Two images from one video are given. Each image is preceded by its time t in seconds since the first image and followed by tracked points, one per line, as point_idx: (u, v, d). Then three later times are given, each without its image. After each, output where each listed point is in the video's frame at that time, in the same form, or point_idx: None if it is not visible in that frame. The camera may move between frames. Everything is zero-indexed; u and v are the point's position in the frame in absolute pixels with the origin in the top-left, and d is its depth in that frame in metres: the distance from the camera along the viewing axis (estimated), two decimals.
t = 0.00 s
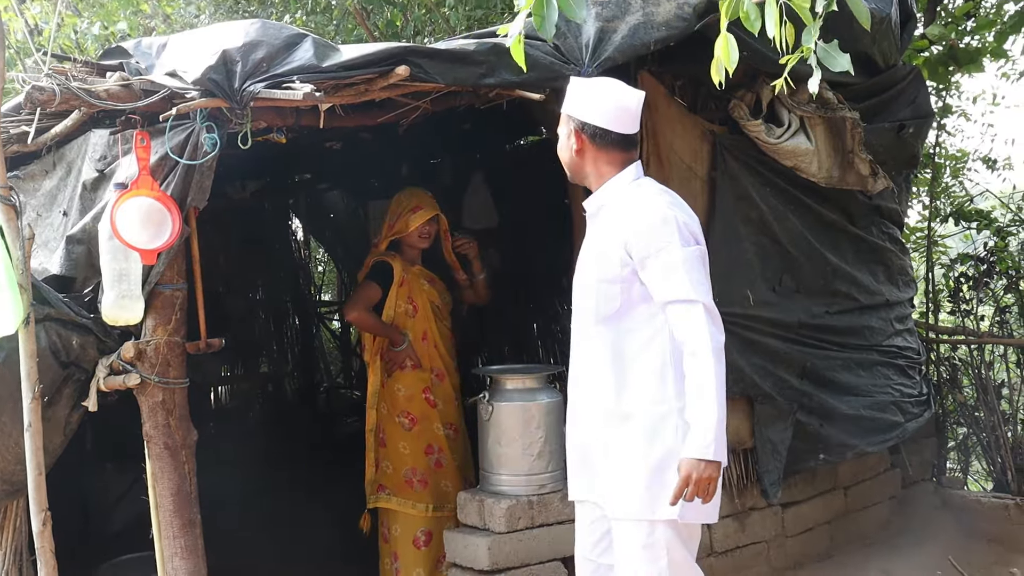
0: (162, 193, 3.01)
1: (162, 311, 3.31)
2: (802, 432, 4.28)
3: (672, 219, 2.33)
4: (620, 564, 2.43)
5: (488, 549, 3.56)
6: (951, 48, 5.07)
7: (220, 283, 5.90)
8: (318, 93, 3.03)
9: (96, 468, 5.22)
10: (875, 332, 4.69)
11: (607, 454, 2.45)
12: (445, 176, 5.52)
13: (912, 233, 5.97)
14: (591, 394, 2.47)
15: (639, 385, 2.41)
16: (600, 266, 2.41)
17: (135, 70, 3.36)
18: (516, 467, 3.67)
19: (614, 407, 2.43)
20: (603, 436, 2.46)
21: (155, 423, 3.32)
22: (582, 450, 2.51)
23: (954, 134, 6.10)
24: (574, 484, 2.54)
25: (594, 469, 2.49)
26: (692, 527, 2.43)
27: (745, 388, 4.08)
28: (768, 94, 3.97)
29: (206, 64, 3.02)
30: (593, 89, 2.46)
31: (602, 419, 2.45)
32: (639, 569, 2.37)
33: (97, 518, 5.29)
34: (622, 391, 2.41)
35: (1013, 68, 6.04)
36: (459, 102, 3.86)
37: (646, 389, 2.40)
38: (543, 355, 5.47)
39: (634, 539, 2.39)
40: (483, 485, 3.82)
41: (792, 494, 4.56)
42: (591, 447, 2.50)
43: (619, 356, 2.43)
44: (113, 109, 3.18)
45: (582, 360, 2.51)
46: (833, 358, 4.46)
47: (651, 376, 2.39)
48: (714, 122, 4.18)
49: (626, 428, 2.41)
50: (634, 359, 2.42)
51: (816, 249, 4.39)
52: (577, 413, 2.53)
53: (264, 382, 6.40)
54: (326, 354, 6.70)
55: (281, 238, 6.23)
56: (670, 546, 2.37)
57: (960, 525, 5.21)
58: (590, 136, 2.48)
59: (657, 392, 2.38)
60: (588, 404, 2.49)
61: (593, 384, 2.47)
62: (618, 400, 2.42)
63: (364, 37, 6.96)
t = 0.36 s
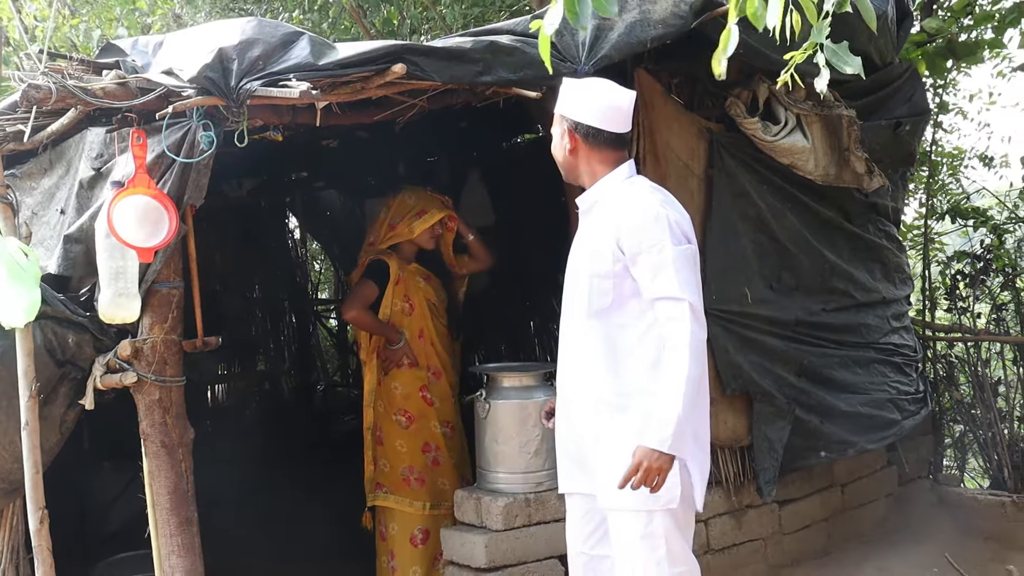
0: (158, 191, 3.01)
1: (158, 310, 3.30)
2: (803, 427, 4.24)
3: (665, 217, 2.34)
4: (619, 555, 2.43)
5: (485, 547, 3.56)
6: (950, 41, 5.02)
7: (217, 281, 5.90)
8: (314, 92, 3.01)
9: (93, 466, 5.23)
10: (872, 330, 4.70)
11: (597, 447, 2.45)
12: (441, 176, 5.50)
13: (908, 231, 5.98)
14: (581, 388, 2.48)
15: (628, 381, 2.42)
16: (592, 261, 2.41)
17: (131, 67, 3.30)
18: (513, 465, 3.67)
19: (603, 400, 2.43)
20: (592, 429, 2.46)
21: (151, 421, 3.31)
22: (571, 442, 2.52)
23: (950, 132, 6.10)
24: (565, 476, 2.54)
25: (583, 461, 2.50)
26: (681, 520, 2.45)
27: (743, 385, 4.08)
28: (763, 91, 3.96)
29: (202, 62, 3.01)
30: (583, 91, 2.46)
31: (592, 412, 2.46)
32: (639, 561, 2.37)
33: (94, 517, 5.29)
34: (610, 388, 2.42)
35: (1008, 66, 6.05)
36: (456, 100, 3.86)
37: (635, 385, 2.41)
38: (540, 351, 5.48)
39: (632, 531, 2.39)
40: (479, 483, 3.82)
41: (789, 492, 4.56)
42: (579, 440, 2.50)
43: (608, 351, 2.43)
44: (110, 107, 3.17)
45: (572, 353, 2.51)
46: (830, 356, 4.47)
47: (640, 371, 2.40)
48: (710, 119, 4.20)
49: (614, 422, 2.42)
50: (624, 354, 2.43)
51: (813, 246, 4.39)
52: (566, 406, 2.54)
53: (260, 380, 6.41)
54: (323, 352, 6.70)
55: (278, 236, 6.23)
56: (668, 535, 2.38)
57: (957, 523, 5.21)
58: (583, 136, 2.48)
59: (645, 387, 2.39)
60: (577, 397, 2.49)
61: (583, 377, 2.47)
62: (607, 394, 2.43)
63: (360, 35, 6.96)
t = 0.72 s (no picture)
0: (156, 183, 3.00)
1: (157, 301, 3.30)
2: (803, 417, 4.25)
3: (654, 209, 2.33)
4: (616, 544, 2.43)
5: (484, 538, 3.55)
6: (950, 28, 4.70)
7: (215, 274, 5.90)
8: (313, 84, 3.02)
9: (92, 459, 5.24)
10: (870, 321, 4.71)
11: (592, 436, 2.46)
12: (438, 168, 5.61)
13: (907, 222, 5.96)
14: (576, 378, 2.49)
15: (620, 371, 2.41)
16: (586, 251, 2.43)
17: (127, 59, 3.25)
18: (512, 457, 3.68)
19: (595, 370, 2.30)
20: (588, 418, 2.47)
21: (150, 413, 3.30)
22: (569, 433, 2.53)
23: (948, 122, 6.09)
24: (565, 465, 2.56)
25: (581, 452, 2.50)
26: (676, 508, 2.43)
27: (742, 375, 4.08)
28: (762, 81, 3.96)
29: (198, 54, 3.00)
30: (588, 77, 2.46)
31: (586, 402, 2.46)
32: (636, 549, 2.37)
33: (93, 510, 5.30)
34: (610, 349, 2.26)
35: (1007, 56, 6.05)
36: (453, 91, 3.86)
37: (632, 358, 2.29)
38: (539, 343, 5.47)
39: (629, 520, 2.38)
40: (478, 475, 3.82)
41: (788, 483, 4.57)
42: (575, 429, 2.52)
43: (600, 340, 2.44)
44: (106, 100, 3.14)
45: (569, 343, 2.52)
46: (829, 346, 4.48)
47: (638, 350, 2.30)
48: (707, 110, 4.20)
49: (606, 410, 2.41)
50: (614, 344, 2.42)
51: (815, 237, 4.41)
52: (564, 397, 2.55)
53: (259, 372, 6.41)
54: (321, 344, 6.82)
55: (275, 229, 6.24)
56: (664, 523, 2.37)
57: (955, 513, 5.22)
58: (601, 122, 2.48)
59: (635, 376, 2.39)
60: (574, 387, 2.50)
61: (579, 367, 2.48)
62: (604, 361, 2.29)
63: (357, 26, 6.95)
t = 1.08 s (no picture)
0: (155, 180, 2.99)
1: (155, 298, 3.30)
2: (805, 412, 4.24)
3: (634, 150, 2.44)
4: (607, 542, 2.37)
5: (482, 535, 3.56)
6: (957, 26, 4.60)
7: (213, 271, 5.89)
8: (311, 81, 3.00)
9: (89, 456, 5.25)
10: (868, 318, 4.71)
11: (580, 414, 2.42)
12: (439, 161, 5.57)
13: (905, 219, 5.95)
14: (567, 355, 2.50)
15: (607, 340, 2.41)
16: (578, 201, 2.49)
17: (126, 57, 3.18)
18: (511, 454, 3.67)
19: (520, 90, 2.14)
20: (577, 394, 2.45)
21: (149, 410, 3.30)
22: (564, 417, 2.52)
23: (947, 120, 6.10)
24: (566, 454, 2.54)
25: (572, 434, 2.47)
26: (665, 499, 2.37)
27: (744, 371, 4.06)
28: (761, 79, 3.95)
29: (197, 51, 2.98)
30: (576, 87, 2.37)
31: (576, 376, 2.45)
32: (627, 545, 2.30)
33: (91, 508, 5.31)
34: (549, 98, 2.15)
35: (1005, 53, 6.05)
36: (452, 88, 3.85)
37: (546, 132, 2.13)
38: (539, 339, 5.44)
39: (619, 517, 2.32)
40: (477, 472, 3.82)
41: (786, 480, 4.58)
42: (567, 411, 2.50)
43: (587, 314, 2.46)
44: (106, 96, 3.17)
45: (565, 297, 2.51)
46: (827, 343, 4.48)
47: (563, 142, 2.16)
48: (707, 106, 4.17)
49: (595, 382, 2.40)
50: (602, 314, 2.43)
51: (815, 232, 4.42)
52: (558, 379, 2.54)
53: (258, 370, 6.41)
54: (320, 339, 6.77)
55: (274, 226, 6.26)
56: (654, 520, 2.30)
57: (953, 510, 5.22)
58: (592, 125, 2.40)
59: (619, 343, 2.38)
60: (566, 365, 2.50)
61: (571, 343, 2.49)
62: (536, 94, 2.14)
63: (357, 23, 6.96)
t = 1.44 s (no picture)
0: (152, 179, 2.98)
1: (153, 297, 3.30)
2: (812, 407, 4.28)
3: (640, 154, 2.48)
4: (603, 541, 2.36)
5: (481, 534, 3.55)
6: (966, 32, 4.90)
7: (213, 269, 5.90)
8: (310, 79, 2.98)
9: (88, 454, 5.26)
10: (867, 316, 4.71)
11: (574, 408, 2.42)
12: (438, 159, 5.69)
13: (904, 217, 6.00)
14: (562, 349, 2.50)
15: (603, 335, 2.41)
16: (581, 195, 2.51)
17: (125, 54, 3.25)
18: (510, 452, 3.67)
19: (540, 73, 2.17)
20: (571, 388, 2.45)
21: (148, 409, 3.30)
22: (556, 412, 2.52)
23: (946, 117, 6.10)
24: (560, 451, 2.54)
25: (565, 428, 2.47)
26: (660, 496, 2.37)
27: (748, 368, 4.07)
28: (760, 77, 3.95)
29: (196, 49, 2.97)
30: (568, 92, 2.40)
31: (571, 370, 2.46)
32: (624, 544, 2.30)
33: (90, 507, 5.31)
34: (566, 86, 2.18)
35: (1004, 50, 6.04)
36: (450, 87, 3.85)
37: (559, 118, 2.16)
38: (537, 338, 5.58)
39: (616, 516, 2.31)
40: (476, 471, 3.81)
41: (786, 477, 4.58)
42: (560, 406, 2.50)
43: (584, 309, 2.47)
44: (104, 94, 3.16)
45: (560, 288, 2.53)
46: (827, 341, 4.49)
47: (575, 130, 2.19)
48: (705, 105, 4.18)
49: (590, 376, 2.41)
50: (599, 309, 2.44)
51: (814, 230, 4.42)
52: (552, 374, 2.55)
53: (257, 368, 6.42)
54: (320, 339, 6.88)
55: (274, 224, 6.26)
56: (652, 517, 2.30)
57: (953, 508, 5.21)
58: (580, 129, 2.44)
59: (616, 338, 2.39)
60: (561, 359, 2.50)
61: (565, 337, 2.50)
62: (555, 79, 2.17)
63: (356, 21, 6.96)
